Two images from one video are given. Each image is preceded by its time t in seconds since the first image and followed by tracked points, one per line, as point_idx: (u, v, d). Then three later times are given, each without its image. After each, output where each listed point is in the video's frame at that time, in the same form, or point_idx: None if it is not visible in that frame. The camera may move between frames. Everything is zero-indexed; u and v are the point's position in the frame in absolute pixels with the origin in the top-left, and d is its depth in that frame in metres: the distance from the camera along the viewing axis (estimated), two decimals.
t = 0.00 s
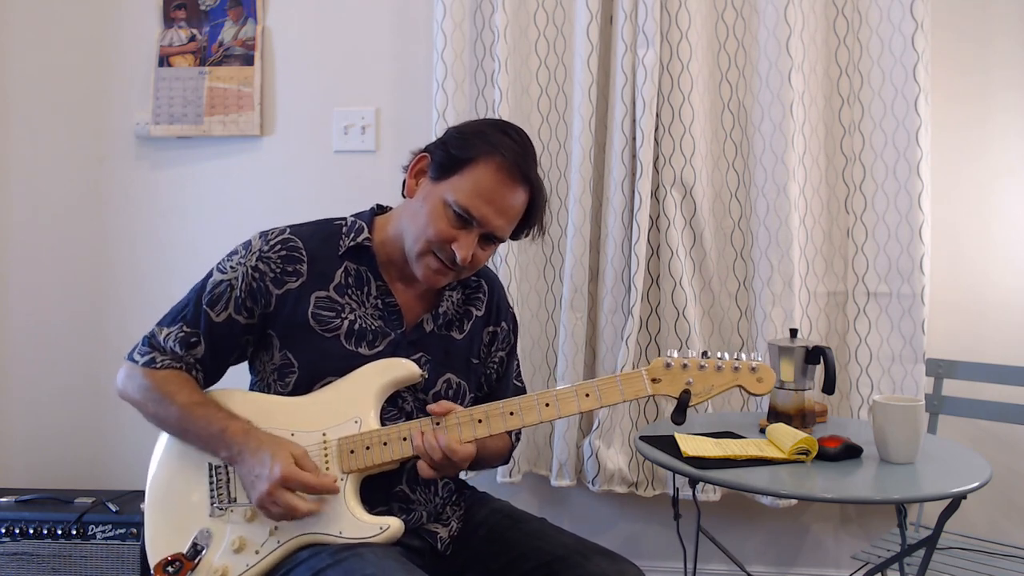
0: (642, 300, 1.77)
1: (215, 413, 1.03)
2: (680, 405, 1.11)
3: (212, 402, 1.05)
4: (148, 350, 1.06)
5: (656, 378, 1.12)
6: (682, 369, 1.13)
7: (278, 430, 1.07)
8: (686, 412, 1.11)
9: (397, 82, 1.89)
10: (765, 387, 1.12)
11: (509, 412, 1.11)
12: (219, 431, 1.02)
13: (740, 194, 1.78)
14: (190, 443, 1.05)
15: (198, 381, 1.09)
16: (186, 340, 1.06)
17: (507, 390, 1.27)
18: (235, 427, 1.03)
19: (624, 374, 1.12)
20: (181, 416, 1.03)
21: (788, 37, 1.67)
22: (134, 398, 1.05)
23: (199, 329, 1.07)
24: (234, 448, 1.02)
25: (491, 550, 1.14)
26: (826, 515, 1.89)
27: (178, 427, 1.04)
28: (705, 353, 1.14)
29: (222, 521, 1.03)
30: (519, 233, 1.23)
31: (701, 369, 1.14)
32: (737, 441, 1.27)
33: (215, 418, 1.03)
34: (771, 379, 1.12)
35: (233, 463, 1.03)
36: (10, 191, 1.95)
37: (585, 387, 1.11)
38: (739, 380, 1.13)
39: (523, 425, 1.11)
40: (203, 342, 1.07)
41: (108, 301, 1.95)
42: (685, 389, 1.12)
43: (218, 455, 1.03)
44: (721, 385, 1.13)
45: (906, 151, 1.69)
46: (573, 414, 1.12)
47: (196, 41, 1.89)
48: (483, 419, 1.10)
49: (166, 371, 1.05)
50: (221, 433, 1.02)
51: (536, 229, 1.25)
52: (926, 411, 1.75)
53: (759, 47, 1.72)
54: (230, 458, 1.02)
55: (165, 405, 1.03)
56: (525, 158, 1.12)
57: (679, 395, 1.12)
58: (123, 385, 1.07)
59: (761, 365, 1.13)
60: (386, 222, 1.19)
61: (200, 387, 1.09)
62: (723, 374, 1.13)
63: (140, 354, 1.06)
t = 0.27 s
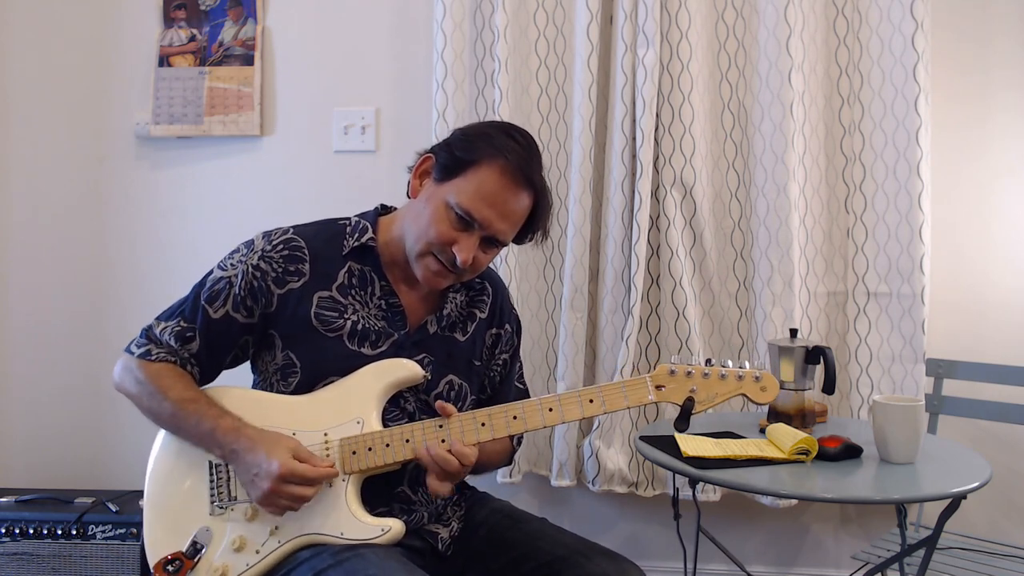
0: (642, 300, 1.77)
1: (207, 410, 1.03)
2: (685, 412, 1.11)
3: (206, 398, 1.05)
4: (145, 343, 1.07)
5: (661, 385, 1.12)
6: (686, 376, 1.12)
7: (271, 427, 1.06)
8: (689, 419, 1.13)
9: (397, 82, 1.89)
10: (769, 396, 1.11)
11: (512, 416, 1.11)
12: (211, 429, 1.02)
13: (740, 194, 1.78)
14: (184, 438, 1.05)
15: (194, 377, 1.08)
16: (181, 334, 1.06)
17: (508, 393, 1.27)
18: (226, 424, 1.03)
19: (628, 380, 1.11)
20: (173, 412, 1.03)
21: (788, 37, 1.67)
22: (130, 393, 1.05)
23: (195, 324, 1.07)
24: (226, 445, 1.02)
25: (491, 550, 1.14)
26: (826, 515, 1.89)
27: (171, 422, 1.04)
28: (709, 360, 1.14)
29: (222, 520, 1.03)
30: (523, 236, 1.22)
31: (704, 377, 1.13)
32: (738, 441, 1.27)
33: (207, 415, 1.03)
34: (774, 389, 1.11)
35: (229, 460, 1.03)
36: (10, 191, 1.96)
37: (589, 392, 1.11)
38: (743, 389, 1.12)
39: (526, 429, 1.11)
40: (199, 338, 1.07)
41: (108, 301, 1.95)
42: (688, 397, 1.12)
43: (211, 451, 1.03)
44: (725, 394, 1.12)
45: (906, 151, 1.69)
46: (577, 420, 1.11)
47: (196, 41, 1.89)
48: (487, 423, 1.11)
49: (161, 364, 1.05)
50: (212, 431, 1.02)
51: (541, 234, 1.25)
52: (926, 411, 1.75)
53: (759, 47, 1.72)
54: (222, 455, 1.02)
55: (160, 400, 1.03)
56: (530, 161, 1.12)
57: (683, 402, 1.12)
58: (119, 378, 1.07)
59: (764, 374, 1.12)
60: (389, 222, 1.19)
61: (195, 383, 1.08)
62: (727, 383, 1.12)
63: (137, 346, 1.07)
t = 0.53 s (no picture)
0: (642, 300, 1.77)
1: (209, 406, 1.03)
2: (684, 411, 1.10)
3: (205, 395, 1.05)
4: (143, 342, 1.06)
5: (661, 383, 1.12)
6: (686, 375, 1.12)
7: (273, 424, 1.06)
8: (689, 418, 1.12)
9: (397, 82, 1.89)
10: (768, 395, 1.11)
11: (514, 415, 1.11)
12: (213, 423, 1.02)
13: (740, 194, 1.78)
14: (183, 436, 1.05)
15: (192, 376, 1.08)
16: (179, 334, 1.06)
17: (507, 394, 1.27)
18: (229, 420, 1.03)
19: (629, 379, 1.12)
20: (173, 407, 1.03)
21: (789, 37, 1.67)
22: (128, 391, 1.05)
23: (194, 324, 1.07)
24: (229, 440, 1.02)
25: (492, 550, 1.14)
26: (826, 515, 1.89)
27: (171, 419, 1.03)
28: (709, 359, 1.14)
29: (223, 521, 1.03)
30: (523, 238, 1.22)
31: (705, 376, 1.13)
32: (738, 441, 1.27)
33: (209, 411, 1.03)
34: (773, 386, 1.11)
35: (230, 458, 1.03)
36: (10, 191, 1.95)
37: (590, 391, 1.11)
38: (742, 388, 1.12)
39: (527, 428, 1.11)
40: (198, 337, 1.07)
41: (108, 301, 1.95)
42: (688, 395, 1.12)
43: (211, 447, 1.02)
44: (724, 393, 1.12)
45: (906, 151, 1.69)
46: (578, 419, 1.11)
47: (196, 41, 1.89)
48: (488, 421, 1.10)
49: (159, 363, 1.05)
50: (215, 425, 1.02)
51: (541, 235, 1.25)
52: (926, 411, 1.75)
53: (759, 47, 1.72)
54: (224, 451, 1.02)
55: (159, 397, 1.03)
56: (530, 164, 1.12)
57: (683, 400, 1.12)
58: (116, 377, 1.07)
59: (763, 373, 1.12)
60: (389, 222, 1.19)
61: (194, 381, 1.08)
62: (726, 381, 1.12)
63: (134, 345, 1.06)
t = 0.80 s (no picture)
0: (642, 300, 1.77)
1: (208, 407, 1.04)
2: (680, 403, 1.11)
3: (205, 397, 1.05)
4: (142, 347, 1.06)
5: (656, 377, 1.12)
6: (682, 368, 1.13)
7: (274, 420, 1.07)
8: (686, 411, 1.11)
9: (397, 82, 1.89)
10: (764, 385, 1.12)
11: (511, 411, 1.11)
12: (215, 425, 1.03)
13: (740, 194, 1.78)
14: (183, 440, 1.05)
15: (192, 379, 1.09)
16: (179, 337, 1.06)
17: (506, 392, 1.27)
18: (230, 420, 1.03)
19: (624, 372, 1.12)
20: (174, 411, 1.03)
21: (788, 37, 1.67)
22: (128, 396, 1.05)
23: (193, 327, 1.07)
24: (229, 440, 1.02)
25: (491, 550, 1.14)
26: (826, 515, 1.89)
27: (171, 424, 1.03)
28: (704, 351, 1.14)
29: (222, 520, 1.03)
30: (520, 237, 1.22)
31: (700, 368, 1.13)
32: (737, 441, 1.27)
33: (209, 413, 1.03)
34: (769, 378, 1.12)
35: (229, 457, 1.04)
36: (10, 191, 1.95)
37: (586, 386, 1.11)
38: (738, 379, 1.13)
39: (524, 423, 1.11)
40: (198, 341, 1.07)
41: (108, 301, 1.95)
42: (684, 388, 1.12)
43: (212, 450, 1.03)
44: (719, 385, 1.13)
45: (906, 151, 1.69)
46: (574, 413, 1.11)
47: (196, 41, 1.89)
48: (485, 417, 1.10)
49: (159, 367, 1.05)
50: (216, 427, 1.02)
51: (537, 236, 1.25)
52: (926, 411, 1.75)
53: (759, 47, 1.72)
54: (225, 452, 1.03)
55: (160, 402, 1.03)
56: (526, 163, 1.12)
57: (678, 394, 1.12)
58: (115, 382, 1.07)
59: (759, 364, 1.13)
60: (385, 222, 1.19)
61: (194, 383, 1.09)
62: (722, 372, 1.13)
63: (134, 351, 1.06)
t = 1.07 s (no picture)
0: (642, 300, 1.77)
1: (211, 416, 1.03)
2: (679, 403, 1.10)
3: (207, 406, 1.05)
4: (142, 352, 1.05)
5: (655, 376, 1.12)
6: (679, 368, 1.12)
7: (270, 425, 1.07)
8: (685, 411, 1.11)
9: (397, 82, 1.89)
10: (762, 385, 1.12)
11: (509, 411, 1.10)
12: (216, 434, 1.02)
13: (740, 194, 1.78)
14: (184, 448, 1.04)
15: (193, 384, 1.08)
16: (180, 342, 1.05)
17: (506, 392, 1.28)
18: (232, 430, 1.03)
19: (622, 372, 1.11)
20: (175, 418, 1.02)
21: (788, 37, 1.67)
22: (128, 402, 1.04)
23: (194, 331, 1.06)
24: (229, 447, 1.02)
25: (491, 550, 1.14)
26: (826, 515, 1.89)
27: (173, 432, 1.03)
28: (702, 351, 1.14)
29: (220, 521, 1.03)
30: (517, 237, 1.23)
31: (698, 368, 1.13)
32: (736, 441, 1.27)
33: (211, 421, 1.03)
34: (767, 375, 1.12)
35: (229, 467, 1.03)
36: (10, 191, 1.96)
37: (584, 386, 1.10)
38: (736, 379, 1.13)
39: (522, 424, 1.11)
40: (199, 344, 1.06)
41: (108, 302, 1.96)
42: (682, 387, 1.12)
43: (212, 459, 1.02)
44: (717, 384, 1.13)
45: (906, 151, 1.69)
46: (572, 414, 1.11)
47: (196, 41, 1.89)
48: (483, 417, 1.09)
49: (159, 373, 1.04)
50: (217, 436, 1.02)
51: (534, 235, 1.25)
52: (926, 411, 1.75)
53: (759, 47, 1.72)
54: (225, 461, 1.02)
55: (162, 408, 1.02)
56: (524, 163, 1.12)
57: (677, 393, 1.12)
58: (115, 389, 1.06)
59: (757, 363, 1.13)
60: (383, 222, 1.19)
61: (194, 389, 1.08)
62: (719, 372, 1.13)
63: (134, 356, 1.05)
